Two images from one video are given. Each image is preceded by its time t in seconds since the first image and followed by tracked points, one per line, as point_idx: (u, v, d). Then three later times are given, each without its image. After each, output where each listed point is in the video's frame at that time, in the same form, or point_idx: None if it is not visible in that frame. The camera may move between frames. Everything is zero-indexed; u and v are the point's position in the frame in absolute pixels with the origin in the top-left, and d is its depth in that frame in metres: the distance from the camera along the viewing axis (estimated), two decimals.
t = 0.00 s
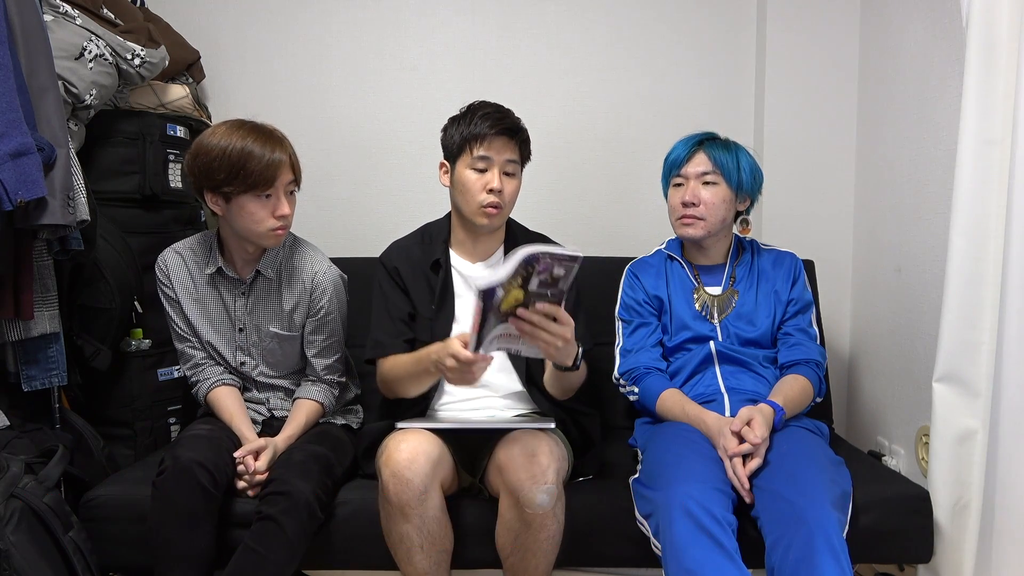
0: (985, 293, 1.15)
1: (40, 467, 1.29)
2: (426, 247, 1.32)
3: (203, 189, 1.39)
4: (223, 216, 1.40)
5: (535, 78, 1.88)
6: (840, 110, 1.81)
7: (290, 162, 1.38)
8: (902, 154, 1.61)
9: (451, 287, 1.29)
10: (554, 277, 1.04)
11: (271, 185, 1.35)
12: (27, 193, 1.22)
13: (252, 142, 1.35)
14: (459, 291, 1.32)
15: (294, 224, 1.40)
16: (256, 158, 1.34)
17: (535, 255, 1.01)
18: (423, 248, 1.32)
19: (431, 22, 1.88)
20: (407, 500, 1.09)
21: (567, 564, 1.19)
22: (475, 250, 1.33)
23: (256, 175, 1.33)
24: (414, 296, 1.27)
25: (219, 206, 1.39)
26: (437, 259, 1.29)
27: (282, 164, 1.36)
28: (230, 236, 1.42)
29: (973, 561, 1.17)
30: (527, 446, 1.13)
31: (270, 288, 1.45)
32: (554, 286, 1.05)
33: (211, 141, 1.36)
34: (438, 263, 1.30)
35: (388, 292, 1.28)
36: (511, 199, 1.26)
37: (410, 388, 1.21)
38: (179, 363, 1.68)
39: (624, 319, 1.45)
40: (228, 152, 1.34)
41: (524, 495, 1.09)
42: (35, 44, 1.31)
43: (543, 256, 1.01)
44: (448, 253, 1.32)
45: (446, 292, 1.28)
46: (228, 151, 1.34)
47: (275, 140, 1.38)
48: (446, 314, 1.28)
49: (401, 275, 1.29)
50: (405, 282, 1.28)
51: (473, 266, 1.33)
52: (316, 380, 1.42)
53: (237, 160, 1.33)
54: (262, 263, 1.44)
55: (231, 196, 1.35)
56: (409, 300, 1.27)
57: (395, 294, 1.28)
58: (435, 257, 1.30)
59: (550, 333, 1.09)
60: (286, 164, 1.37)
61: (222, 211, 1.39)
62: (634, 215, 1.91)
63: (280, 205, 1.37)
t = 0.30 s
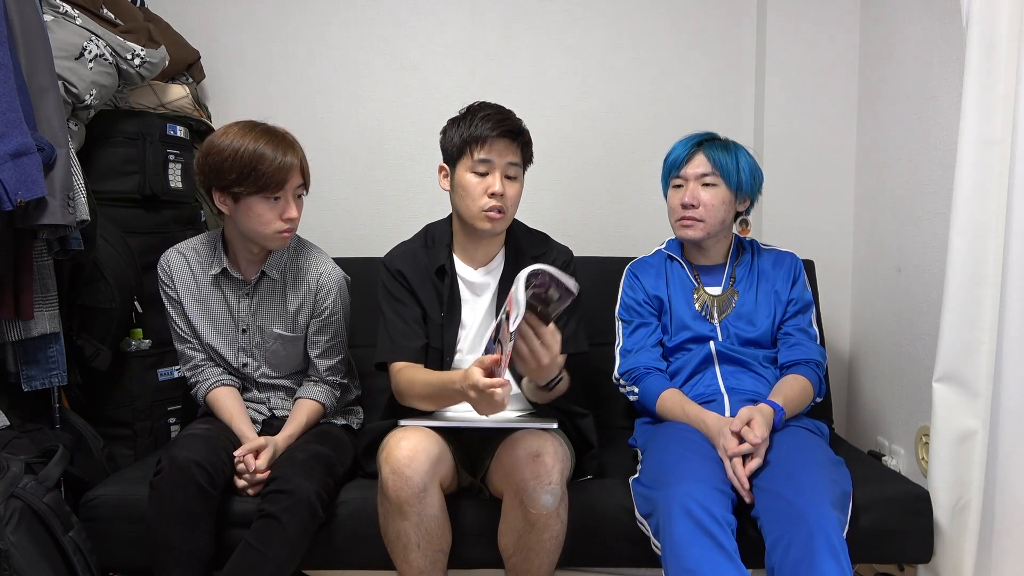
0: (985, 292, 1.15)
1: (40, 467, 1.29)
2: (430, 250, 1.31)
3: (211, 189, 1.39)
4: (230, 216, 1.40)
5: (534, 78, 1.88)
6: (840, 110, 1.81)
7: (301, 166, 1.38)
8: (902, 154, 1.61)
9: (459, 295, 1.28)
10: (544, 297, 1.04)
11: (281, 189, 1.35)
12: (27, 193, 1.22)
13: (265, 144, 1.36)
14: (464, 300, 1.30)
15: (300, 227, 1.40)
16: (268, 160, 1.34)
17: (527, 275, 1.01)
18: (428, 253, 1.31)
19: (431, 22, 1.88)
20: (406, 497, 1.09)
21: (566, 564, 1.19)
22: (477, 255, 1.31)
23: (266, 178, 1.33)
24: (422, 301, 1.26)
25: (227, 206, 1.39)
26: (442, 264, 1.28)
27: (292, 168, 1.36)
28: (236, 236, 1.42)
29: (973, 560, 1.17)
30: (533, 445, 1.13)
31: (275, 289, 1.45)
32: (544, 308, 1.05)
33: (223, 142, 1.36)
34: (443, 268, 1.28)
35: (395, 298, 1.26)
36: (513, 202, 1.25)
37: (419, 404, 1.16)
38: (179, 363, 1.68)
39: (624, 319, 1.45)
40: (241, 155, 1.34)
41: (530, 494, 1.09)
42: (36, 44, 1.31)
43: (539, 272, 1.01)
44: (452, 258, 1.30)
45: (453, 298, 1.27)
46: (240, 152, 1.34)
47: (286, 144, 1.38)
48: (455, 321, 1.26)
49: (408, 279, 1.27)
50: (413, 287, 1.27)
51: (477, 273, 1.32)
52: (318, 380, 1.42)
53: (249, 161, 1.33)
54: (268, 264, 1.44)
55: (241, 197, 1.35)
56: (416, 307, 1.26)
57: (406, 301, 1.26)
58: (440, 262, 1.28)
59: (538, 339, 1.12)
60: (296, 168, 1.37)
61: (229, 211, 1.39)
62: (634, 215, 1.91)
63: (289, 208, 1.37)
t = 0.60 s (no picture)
0: (985, 293, 1.15)
1: (40, 467, 1.29)
2: (429, 254, 1.31)
3: (214, 187, 1.39)
4: (232, 216, 1.41)
5: (534, 78, 1.88)
6: (840, 110, 1.81)
7: (302, 166, 1.39)
8: (902, 154, 1.61)
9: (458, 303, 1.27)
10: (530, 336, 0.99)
11: (282, 188, 1.36)
12: (27, 193, 1.22)
13: (265, 143, 1.36)
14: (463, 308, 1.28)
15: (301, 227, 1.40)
16: (268, 159, 1.34)
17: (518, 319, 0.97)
18: (428, 258, 1.31)
19: (431, 22, 1.88)
20: (407, 497, 1.09)
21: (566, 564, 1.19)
22: (476, 261, 1.30)
23: (267, 177, 1.34)
24: (420, 307, 1.26)
25: (228, 205, 1.39)
26: (441, 272, 1.28)
27: (293, 168, 1.36)
28: (238, 236, 1.43)
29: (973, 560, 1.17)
30: (534, 446, 1.13)
31: (277, 289, 1.45)
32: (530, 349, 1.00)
33: (225, 141, 1.37)
34: (441, 275, 1.28)
35: (394, 304, 1.26)
36: (511, 206, 1.22)
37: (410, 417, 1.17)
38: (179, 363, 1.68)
39: (621, 320, 1.45)
40: (242, 154, 1.34)
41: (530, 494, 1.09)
42: (36, 44, 1.31)
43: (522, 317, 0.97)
44: (451, 265, 1.30)
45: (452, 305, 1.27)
46: (242, 151, 1.35)
47: (287, 143, 1.39)
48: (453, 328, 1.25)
49: (406, 284, 1.27)
50: (410, 293, 1.27)
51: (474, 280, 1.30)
52: (319, 380, 1.42)
53: (249, 160, 1.34)
54: (270, 263, 1.44)
55: (241, 196, 1.36)
56: (414, 313, 1.25)
57: (404, 306, 1.26)
58: (438, 269, 1.28)
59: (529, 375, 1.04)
60: (297, 168, 1.37)
61: (230, 210, 1.39)
62: (634, 215, 1.91)
63: (289, 207, 1.37)
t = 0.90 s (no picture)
0: (984, 293, 1.15)
1: (40, 467, 1.29)
2: (428, 256, 1.29)
3: (212, 186, 1.40)
4: (230, 214, 1.41)
5: (535, 79, 1.88)
6: (841, 110, 1.81)
7: (298, 164, 1.39)
8: (902, 154, 1.61)
9: (457, 305, 1.26)
10: (523, 346, 1.00)
11: (277, 185, 1.35)
12: (27, 193, 1.22)
13: (262, 141, 1.36)
14: (463, 312, 1.28)
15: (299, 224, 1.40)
16: (265, 157, 1.34)
17: (503, 324, 0.97)
18: (426, 260, 1.29)
19: (431, 22, 1.88)
20: (407, 499, 1.09)
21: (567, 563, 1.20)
22: (475, 263, 1.28)
23: (263, 174, 1.34)
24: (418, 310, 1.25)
25: (226, 203, 1.39)
26: (437, 275, 1.25)
27: (290, 165, 1.37)
28: (237, 234, 1.43)
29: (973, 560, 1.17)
30: (534, 448, 1.13)
31: (277, 288, 1.45)
32: (526, 356, 1.01)
33: (221, 139, 1.37)
34: (439, 279, 1.26)
35: (391, 308, 1.25)
36: (509, 214, 1.19)
37: (410, 421, 1.17)
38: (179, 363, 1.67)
39: (618, 313, 1.48)
40: (238, 151, 1.35)
41: (531, 495, 1.09)
42: (36, 44, 1.31)
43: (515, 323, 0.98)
44: (449, 267, 1.28)
45: (450, 310, 1.25)
46: (238, 148, 1.35)
47: (282, 140, 1.39)
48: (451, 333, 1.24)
49: (404, 288, 1.26)
50: (409, 297, 1.25)
51: (474, 284, 1.29)
52: (318, 379, 1.42)
53: (246, 158, 1.34)
54: (270, 261, 1.44)
55: (239, 194, 1.36)
56: (412, 317, 1.24)
57: (401, 309, 1.25)
58: (435, 273, 1.26)
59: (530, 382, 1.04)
60: (293, 165, 1.38)
61: (228, 209, 1.40)
62: (634, 215, 1.91)
63: (286, 206, 1.37)
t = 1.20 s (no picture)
0: (985, 293, 1.15)
1: (40, 467, 1.29)
2: (426, 257, 1.29)
3: (211, 184, 1.40)
4: (228, 213, 1.41)
5: (535, 79, 1.88)
6: (841, 110, 1.81)
7: (295, 164, 1.39)
8: (902, 154, 1.61)
9: (454, 305, 1.26)
10: (524, 347, 1.01)
11: (275, 184, 1.35)
12: (27, 193, 1.22)
13: (259, 139, 1.36)
14: (462, 314, 1.28)
15: (296, 224, 1.39)
16: (263, 157, 1.34)
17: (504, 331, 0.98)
18: (424, 261, 1.29)
19: (431, 22, 1.88)
20: (406, 499, 1.09)
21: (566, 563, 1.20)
22: (473, 265, 1.27)
23: (261, 173, 1.34)
24: (415, 311, 1.25)
25: (224, 202, 1.39)
26: (436, 277, 1.25)
27: (288, 165, 1.37)
28: (235, 233, 1.43)
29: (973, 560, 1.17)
30: (533, 448, 1.13)
31: (276, 288, 1.45)
32: (525, 359, 1.02)
33: (220, 138, 1.38)
34: (436, 281, 1.25)
35: (389, 309, 1.25)
36: (506, 222, 1.19)
37: (408, 421, 1.18)
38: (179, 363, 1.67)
39: (624, 304, 1.46)
40: (236, 149, 1.35)
41: (531, 495, 1.09)
42: (36, 43, 1.31)
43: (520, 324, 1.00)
44: (447, 269, 1.28)
45: (449, 311, 1.25)
46: (236, 147, 1.35)
47: (281, 139, 1.39)
48: (451, 334, 1.24)
49: (402, 289, 1.26)
50: (406, 298, 1.25)
51: (473, 284, 1.29)
52: (318, 379, 1.43)
53: (243, 157, 1.34)
54: (270, 261, 1.44)
55: (236, 193, 1.36)
56: (409, 319, 1.24)
57: (398, 310, 1.25)
58: (433, 275, 1.26)
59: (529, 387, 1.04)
60: (291, 164, 1.38)
61: (226, 207, 1.40)
62: (634, 216, 1.91)
63: (283, 205, 1.36)
